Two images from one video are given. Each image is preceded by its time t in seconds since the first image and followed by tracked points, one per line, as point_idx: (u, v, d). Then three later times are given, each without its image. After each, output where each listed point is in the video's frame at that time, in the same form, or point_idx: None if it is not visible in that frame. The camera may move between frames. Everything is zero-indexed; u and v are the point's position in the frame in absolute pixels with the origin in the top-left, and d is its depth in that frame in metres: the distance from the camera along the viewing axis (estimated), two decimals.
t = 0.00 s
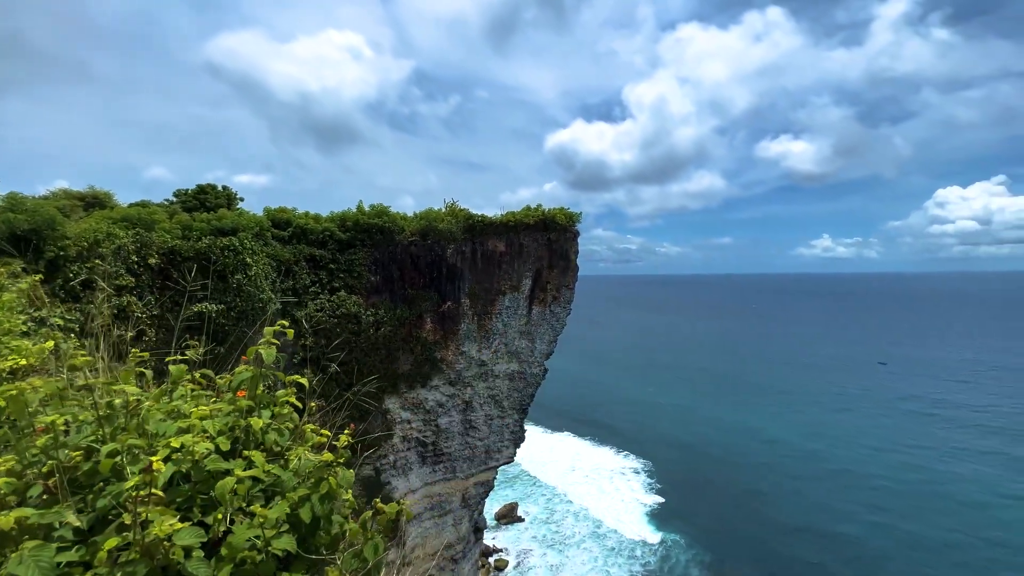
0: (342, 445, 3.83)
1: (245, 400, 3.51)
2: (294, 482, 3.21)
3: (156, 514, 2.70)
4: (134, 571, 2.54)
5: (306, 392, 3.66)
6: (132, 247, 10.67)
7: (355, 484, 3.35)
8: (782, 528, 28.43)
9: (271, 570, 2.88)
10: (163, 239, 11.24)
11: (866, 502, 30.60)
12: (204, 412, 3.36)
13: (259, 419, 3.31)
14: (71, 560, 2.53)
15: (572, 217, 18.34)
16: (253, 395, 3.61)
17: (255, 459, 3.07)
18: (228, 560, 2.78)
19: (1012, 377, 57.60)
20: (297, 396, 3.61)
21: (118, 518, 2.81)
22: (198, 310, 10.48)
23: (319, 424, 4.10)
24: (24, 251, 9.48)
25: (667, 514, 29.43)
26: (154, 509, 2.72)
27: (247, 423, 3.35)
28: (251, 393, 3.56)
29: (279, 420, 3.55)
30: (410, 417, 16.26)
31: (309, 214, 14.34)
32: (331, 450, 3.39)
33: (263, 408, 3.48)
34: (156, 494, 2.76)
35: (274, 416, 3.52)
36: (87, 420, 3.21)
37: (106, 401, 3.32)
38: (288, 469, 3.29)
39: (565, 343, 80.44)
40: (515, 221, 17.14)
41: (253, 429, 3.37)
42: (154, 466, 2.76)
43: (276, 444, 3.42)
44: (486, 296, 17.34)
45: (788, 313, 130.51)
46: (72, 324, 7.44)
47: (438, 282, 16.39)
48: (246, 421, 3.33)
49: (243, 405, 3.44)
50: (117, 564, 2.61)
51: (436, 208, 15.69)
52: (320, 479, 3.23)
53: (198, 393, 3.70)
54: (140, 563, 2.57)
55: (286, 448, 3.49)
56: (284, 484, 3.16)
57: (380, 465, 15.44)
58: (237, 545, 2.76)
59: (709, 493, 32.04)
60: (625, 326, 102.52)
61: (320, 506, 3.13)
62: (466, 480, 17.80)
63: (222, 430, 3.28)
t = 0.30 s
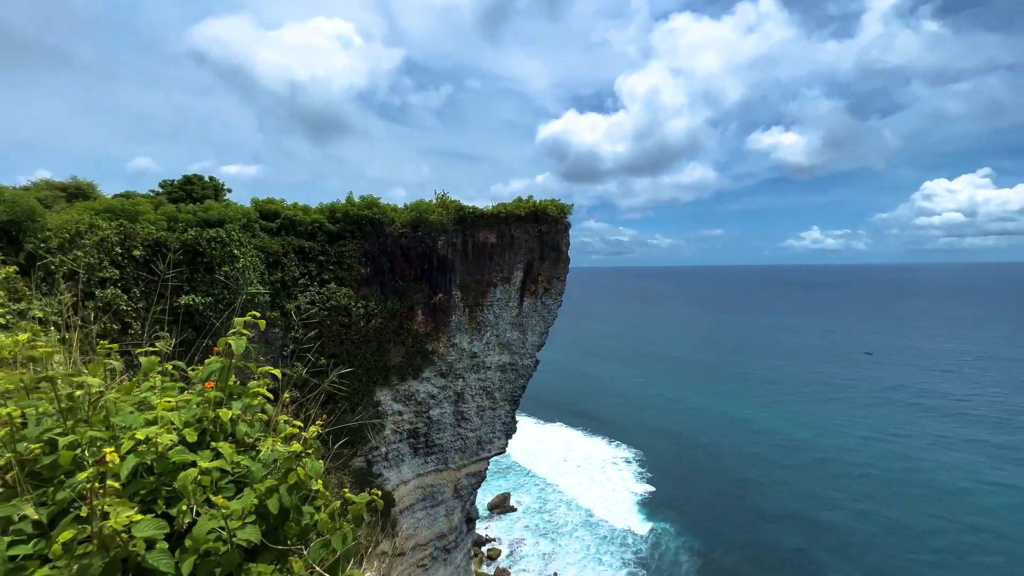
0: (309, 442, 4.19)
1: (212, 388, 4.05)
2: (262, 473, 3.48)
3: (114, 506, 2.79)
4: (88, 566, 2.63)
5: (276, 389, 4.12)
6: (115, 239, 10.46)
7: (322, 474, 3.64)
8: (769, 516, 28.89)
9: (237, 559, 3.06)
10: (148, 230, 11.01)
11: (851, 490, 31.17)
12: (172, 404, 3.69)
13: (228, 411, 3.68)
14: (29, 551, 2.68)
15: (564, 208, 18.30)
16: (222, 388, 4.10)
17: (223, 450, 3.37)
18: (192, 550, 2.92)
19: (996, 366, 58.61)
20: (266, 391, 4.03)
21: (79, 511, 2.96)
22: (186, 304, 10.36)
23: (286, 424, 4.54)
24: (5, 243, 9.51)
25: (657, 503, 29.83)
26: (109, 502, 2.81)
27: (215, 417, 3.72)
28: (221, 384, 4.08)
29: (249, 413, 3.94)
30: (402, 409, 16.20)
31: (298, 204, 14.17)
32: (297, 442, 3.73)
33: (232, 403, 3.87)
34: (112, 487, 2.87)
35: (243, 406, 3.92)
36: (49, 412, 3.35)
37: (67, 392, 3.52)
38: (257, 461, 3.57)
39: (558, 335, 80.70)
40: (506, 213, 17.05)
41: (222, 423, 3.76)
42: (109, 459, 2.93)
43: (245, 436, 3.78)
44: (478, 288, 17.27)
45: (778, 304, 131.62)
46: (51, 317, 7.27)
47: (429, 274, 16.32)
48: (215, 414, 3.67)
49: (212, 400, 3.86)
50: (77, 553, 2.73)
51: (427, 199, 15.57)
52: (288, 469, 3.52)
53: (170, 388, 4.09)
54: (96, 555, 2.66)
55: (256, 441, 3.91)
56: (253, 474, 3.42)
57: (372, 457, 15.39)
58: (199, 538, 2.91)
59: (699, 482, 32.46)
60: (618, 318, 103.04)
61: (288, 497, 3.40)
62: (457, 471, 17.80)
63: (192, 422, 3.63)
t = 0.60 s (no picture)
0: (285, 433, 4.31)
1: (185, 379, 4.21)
2: (237, 463, 3.56)
3: (78, 498, 2.81)
4: (49, 562, 2.62)
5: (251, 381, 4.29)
6: (97, 230, 10.24)
7: (298, 463, 3.68)
8: (756, 501, 29.38)
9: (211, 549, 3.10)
10: (132, 221, 10.80)
11: (836, 475, 31.74)
12: (142, 394, 3.79)
13: (202, 402, 3.83)
14: None
15: (555, 198, 18.21)
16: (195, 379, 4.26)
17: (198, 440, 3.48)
18: (163, 543, 2.94)
19: (979, 353, 59.74)
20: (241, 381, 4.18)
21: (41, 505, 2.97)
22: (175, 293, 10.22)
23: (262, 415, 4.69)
24: None
25: (647, 490, 30.22)
26: (75, 495, 2.85)
27: (190, 407, 3.85)
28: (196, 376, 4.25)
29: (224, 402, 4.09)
30: (393, 399, 16.15)
31: (286, 195, 13.99)
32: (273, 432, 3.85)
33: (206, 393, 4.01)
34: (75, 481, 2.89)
35: (217, 396, 4.08)
36: (14, 403, 3.41)
37: (29, 385, 3.55)
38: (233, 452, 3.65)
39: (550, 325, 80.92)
40: (497, 202, 16.94)
41: (197, 414, 3.88)
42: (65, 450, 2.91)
43: (221, 427, 3.95)
44: (469, 278, 17.19)
45: (768, 293, 132.84)
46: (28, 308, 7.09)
47: (419, 265, 16.20)
48: (189, 405, 3.83)
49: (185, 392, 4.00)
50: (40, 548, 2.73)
51: (417, 189, 15.42)
52: (264, 458, 3.61)
53: (143, 379, 4.23)
54: (57, 549, 2.66)
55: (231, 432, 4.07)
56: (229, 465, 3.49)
57: (364, 448, 15.40)
58: (169, 531, 2.93)
59: (688, 469, 32.89)
60: (609, 307, 103.67)
61: (263, 486, 3.44)
62: (450, 461, 17.85)
63: (165, 412, 3.75)
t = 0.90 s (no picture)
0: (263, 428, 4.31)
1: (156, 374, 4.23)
2: (211, 462, 3.56)
3: (33, 505, 2.78)
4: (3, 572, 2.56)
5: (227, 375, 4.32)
6: (72, 221, 9.92)
7: (275, 461, 3.61)
8: (741, 488, 29.85)
9: (184, 553, 3.07)
10: (108, 212, 10.47)
11: (819, 462, 32.38)
12: (108, 390, 3.79)
13: (173, 397, 3.85)
14: None
15: (543, 189, 18.07)
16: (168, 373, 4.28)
17: (169, 437, 3.48)
18: (129, 548, 2.89)
19: (956, 341, 61.09)
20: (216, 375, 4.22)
21: None
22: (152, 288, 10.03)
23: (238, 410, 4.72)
24: None
25: (634, 478, 30.55)
26: (31, 502, 2.82)
27: (160, 403, 3.85)
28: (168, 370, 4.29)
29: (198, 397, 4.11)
30: (382, 392, 16.00)
31: (269, 185, 13.70)
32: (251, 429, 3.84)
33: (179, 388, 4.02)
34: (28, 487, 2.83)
35: (192, 392, 4.11)
36: None
37: None
38: (208, 451, 3.64)
39: (539, 317, 80.96)
40: (485, 193, 16.76)
41: (168, 411, 3.89)
42: (17, 453, 2.85)
43: (196, 424, 3.97)
44: (457, 269, 17.03)
45: (753, 284, 134.21)
46: None
47: (407, 256, 16.00)
48: (162, 401, 3.85)
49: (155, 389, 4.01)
50: None
51: (404, 179, 15.19)
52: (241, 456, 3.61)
53: (111, 375, 4.23)
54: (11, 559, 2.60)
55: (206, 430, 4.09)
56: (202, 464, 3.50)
57: (352, 440, 15.28)
58: (136, 536, 2.89)
59: (675, 457, 33.31)
60: (597, 298, 104.19)
61: (239, 487, 3.38)
62: (439, 452, 17.80)
63: (133, 408, 3.76)
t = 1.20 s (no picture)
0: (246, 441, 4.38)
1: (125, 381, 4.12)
2: (187, 481, 3.51)
3: None
4: None
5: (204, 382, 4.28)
6: (38, 213, 9.43)
7: (260, 479, 3.67)
8: (723, 477, 30.29)
9: None
10: (76, 204, 9.98)
11: (797, 450, 33.03)
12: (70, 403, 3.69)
13: (143, 409, 3.73)
14: None
15: (529, 181, 17.83)
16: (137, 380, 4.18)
17: (143, 456, 3.43)
18: None
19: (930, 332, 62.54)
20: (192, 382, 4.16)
21: None
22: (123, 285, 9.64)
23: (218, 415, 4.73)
24: None
25: (617, 469, 30.79)
26: None
27: (129, 415, 3.78)
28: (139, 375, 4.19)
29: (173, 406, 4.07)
30: (365, 387, 15.70)
31: (247, 176, 13.26)
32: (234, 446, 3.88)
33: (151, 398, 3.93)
34: None
35: (165, 401, 4.02)
36: None
37: None
38: (185, 468, 3.58)
39: (523, 310, 80.84)
40: (470, 185, 16.48)
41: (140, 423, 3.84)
42: None
43: (171, 436, 3.87)
44: (442, 263, 16.77)
45: (735, 277, 135.70)
46: None
47: (390, 249, 15.68)
48: (131, 414, 3.76)
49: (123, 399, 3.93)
50: None
51: (386, 171, 14.84)
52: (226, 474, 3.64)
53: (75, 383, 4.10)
54: None
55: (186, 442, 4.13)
56: (178, 483, 3.47)
57: (335, 436, 14.97)
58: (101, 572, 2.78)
59: (658, 448, 33.65)
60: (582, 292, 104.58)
61: (220, 509, 3.42)
62: (424, 446, 17.59)
63: (99, 421, 3.67)
